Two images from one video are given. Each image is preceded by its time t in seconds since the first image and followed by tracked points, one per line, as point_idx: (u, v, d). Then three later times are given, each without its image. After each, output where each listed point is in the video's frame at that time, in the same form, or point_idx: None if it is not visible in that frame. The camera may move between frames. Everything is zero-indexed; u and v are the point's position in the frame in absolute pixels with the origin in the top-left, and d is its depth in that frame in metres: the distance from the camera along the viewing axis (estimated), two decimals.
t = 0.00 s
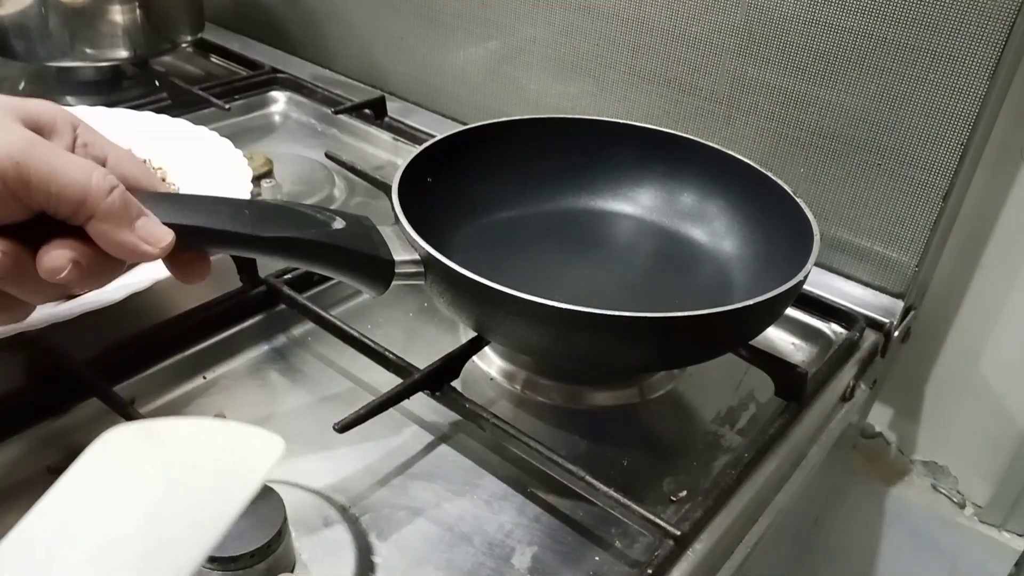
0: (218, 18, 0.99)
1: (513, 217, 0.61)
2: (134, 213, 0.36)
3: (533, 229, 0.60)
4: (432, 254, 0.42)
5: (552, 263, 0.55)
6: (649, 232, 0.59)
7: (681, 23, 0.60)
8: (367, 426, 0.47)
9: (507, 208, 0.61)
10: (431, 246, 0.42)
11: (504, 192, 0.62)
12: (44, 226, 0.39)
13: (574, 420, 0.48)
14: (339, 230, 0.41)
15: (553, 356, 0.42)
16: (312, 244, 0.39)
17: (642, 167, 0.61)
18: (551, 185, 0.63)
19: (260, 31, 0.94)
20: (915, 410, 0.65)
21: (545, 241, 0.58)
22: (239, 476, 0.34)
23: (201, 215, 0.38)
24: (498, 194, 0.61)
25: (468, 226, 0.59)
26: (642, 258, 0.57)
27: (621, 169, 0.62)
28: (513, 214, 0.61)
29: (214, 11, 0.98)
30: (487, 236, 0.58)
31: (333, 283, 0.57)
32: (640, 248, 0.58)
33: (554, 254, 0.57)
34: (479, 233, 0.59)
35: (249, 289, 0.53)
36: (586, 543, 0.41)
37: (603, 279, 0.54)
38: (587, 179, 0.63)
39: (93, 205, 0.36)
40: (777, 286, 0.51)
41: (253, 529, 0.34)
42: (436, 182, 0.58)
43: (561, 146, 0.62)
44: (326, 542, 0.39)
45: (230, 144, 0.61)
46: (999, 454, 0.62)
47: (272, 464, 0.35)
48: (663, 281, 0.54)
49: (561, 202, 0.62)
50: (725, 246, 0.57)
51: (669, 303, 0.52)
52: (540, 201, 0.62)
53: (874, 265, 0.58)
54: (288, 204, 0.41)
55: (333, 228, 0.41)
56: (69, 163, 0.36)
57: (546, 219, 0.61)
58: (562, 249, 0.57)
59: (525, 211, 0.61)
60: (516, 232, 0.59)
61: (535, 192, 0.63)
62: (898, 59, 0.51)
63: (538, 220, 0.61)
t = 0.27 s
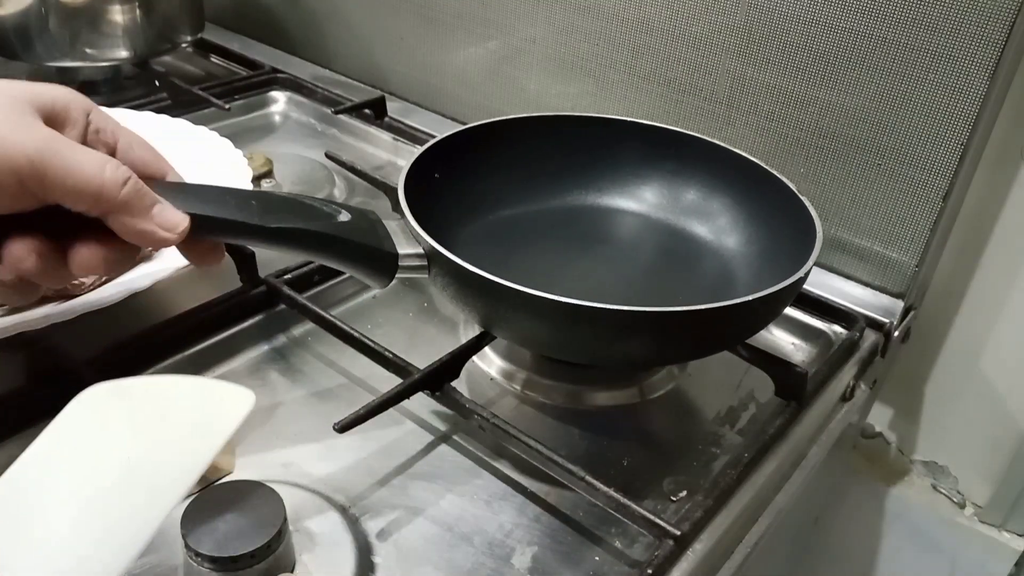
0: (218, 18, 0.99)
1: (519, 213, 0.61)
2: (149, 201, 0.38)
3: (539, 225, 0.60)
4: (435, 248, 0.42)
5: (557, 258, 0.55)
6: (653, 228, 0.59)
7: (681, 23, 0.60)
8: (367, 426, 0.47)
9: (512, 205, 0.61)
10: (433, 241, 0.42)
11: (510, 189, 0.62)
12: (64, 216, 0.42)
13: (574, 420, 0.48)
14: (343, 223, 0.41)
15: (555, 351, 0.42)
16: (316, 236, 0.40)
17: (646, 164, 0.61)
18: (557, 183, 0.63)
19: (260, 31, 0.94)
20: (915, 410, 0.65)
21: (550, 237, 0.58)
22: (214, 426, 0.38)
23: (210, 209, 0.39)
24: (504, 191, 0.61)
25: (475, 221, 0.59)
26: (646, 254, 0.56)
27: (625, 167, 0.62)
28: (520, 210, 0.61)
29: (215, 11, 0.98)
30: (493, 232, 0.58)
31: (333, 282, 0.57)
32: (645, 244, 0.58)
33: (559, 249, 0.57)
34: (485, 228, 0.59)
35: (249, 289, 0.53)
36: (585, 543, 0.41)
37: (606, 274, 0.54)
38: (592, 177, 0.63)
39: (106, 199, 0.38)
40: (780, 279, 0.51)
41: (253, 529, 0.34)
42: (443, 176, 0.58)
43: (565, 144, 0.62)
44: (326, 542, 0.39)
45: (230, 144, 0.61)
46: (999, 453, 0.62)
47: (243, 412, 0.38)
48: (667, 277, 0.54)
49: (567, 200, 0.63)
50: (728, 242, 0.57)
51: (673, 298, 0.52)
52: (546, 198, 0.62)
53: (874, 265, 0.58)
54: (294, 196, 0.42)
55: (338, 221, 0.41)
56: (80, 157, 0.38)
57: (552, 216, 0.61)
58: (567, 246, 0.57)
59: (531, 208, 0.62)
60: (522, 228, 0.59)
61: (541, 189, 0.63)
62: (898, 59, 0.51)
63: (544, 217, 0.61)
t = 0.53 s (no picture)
0: (218, 18, 0.99)
1: (519, 214, 0.61)
2: (117, 212, 0.38)
3: (539, 226, 0.59)
4: (433, 249, 0.42)
5: (557, 260, 0.55)
6: (654, 228, 0.59)
7: (681, 23, 0.60)
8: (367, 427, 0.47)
9: (512, 206, 0.61)
10: (432, 242, 0.42)
11: (509, 190, 0.62)
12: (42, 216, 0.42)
13: (574, 420, 0.48)
14: (342, 224, 0.42)
15: (555, 349, 0.42)
16: (315, 239, 0.40)
17: (646, 164, 0.61)
18: (557, 183, 0.63)
19: (260, 31, 0.94)
20: (914, 410, 0.65)
21: (550, 238, 0.58)
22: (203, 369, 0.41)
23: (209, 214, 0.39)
24: (504, 192, 0.61)
25: (474, 224, 0.59)
26: (646, 255, 0.56)
27: (626, 166, 0.62)
28: (520, 211, 0.61)
29: (215, 11, 0.98)
30: (493, 233, 0.58)
31: (333, 282, 0.57)
32: (645, 245, 0.58)
33: (558, 251, 0.56)
34: (485, 231, 0.59)
35: (249, 289, 0.53)
36: (585, 543, 0.41)
37: (606, 275, 0.54)
38: (592, 177, 0.63)
39: (73, 223, 0.38)
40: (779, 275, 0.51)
41: (253, 529, 0.35)
42: (442, 179, 0.58)
43: (565, 143, 0.62)
44: (326, 542, 0.39)
45: (229, 144, 0.61)
46: (999, 453, 0.62)
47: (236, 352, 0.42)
48: (666, 276, 0.54)
49: (568, 200, 0.62)
50: (727, 240, 0.57)
51: (674, 297, 0.52)
52: (546, 199, 0.62)
53: (874, 265, 0.58)
54: (291, 200, 0.42)
55: (336, 222, 0.42)
56: (43, 179, 0.38)
57: (552, 217, 0.61)
58: (564, 247, 0.57)
59: (531, 208, 0.61)
60: (522, 229, 0.59)
61: (541, 190, 0.63)
62: (898, 59, 0.51)
63: (544, 218, 0.61)
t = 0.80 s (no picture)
0: (218, 18, 0.99)
1: (518, 215, 0.61)
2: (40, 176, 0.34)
3: (538, 227, 0.59)
4: (432, 248, 0.42)
5: (555, 261, 0.55)
6: (654, 228, 0.59)
7: (681, 23, 0.60)
8: (367, 427, 0.47)
9: (512, 207, 0.61)
10: (431, 242, 0.42)
11: (509, 191, 0.62)
12: None
13: (574, 420, 0.48)
14: (340, 226, 0.42)
15: (556, 348, 0.42)
16: (315, 239, 0.40)
17: (645, 163, 0.61)
18: (557, 183, 0.63)
19: (261, 31, 0.94)
20: (914, 410, 0.65)
21: (549, 239, 0.58)
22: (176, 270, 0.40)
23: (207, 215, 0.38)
24: (503, 193, 0.61)
25: (474, 225, 0.59)
26: (646, 254, 0.56)
27: (625, 166, 0.62)
28: (519, 212, 0.61)
29: (215, 11, 0.98)
30: (492, 234, 0.58)
31: (333, 282, 0.57)
32: (644, 245, 0.58)
33: (557, 252, 0.56)
34: (484, 232, 0.59)
35: (249, 289, 0.53)
36: (585, 543, 0.41)
37: (605, 276, 0.53)
38: (591, 177, 0.63)
39: None
40: (778, 272, 0.51)
41: (253, 529, 0.35)
42: (440, 181, 0.58)
43: (564, 143, 0.62)
44: (326, 542, 0.39)
45: (227, 142, 0.61)
46: (999, 454, 0.62)
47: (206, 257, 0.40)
48: (665, 275, 0.54)
49: (567, 201, 0.62)
50: (725, 238, 0.57)
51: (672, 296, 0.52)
52: (545, 199, 0.62)
53: (874, 265, 0.58)
54: (289, 202, 0.43)
55: (334, 224, 0.42)
56: None
57: (551, 217, 0.61)
58: (563, 247, 0.57)
59: (530, 209, 0.61)
60: (521, 230, 0.59)
61: (540, 190, 0.63)
62: (898, 59, 0.51)
63: (543, 219, 0.61)
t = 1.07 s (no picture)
0: (218, 18, 0.99)
1: (518, 215, 0.61)
2: None
3: (538, 227, 0.59)
4: (432, 248, 0.42)
5: (555, 261, 0.55)
6: (654, 228, 0.59)
7: (681, 23, 0.60)
8: (367, 427, 0.47)
9: (511, 207, 0.61)
10: (431, 242, 0.42)
11: (508, 191, 0.62)
12: None
13: (574, 420, 0.48)
14: (341, 226, 0.42)
15: (556, 349, 0.42)
16: (315, 240, 0.41)
17: (645, 164, 0.61)
18: (557, 183, 0.63)
19: (261, 31, 0.94)
20: (914, 410, 0.65)
21: (549, 239, 0.58)
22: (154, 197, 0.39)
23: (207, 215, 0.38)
24: (503, 193, 0.61)
25: (474, 225, 0.59)
26: (645, 255, 0.56)
27: (624, 166, 0.62)
28: (519, 212, 0.61)
29: (215, 11, 0.98)
30: (492, 235, 0.58)
31: (333, 282, 0.57)
32: (644, 245, 0.57)
33: (557, 252, 0.56)
34: (484, 232, 0.59)
35: (249, 289, 0.53)
36: (585, 543, 0.41)
37: (605, 276, 0.53)
38: (591, 177, 0.63)
39: None
40: (778, 272, 0.51)
41: (253, 530, 0.35)
42: (440, 182, 0.58)
43: (564, 143, 0.62)
44: (326, 542, 0.39)
45: (225, 140, 0.61)
46: (999, 454, 0.62)
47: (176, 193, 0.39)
48: (665, 275, 0.54)
49: (567, 201, 0.62)
50: (725, 238, 0.57)
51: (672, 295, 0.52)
52: (544, 199, 0.62)
53: (874, 265, 0.58)
54: (289, 202, 0.43)
55: (335, 224, 0.42)
56: None
57: (551, 217, 0.61)
58: (563, 246, 0.57)
59: (530, 209, 0.61)
60: (521, 231, 0.59)
61: (540, 190, 0.63)
62: (898, 59, 0.51)
63: (543, 219, 0.61)
